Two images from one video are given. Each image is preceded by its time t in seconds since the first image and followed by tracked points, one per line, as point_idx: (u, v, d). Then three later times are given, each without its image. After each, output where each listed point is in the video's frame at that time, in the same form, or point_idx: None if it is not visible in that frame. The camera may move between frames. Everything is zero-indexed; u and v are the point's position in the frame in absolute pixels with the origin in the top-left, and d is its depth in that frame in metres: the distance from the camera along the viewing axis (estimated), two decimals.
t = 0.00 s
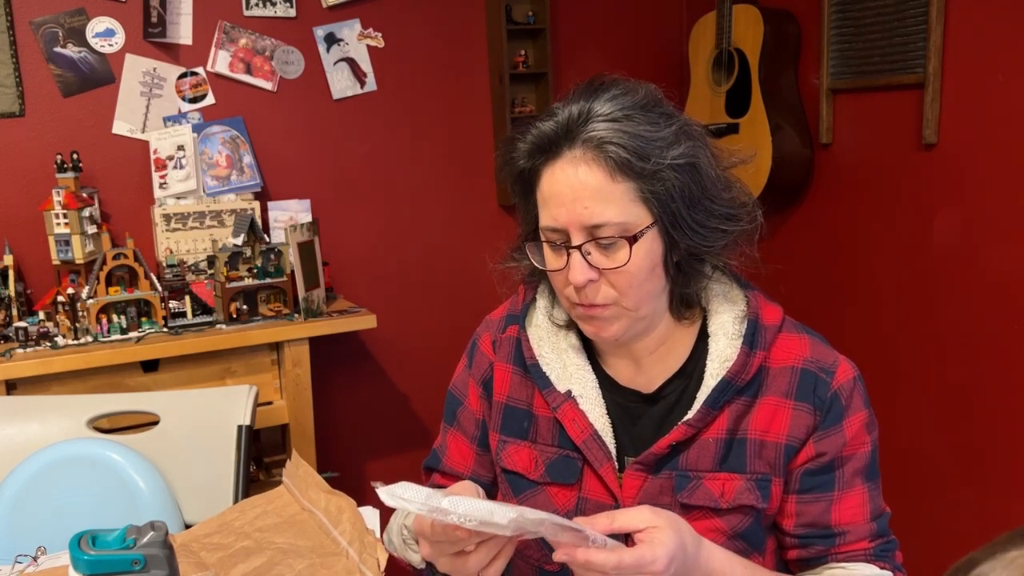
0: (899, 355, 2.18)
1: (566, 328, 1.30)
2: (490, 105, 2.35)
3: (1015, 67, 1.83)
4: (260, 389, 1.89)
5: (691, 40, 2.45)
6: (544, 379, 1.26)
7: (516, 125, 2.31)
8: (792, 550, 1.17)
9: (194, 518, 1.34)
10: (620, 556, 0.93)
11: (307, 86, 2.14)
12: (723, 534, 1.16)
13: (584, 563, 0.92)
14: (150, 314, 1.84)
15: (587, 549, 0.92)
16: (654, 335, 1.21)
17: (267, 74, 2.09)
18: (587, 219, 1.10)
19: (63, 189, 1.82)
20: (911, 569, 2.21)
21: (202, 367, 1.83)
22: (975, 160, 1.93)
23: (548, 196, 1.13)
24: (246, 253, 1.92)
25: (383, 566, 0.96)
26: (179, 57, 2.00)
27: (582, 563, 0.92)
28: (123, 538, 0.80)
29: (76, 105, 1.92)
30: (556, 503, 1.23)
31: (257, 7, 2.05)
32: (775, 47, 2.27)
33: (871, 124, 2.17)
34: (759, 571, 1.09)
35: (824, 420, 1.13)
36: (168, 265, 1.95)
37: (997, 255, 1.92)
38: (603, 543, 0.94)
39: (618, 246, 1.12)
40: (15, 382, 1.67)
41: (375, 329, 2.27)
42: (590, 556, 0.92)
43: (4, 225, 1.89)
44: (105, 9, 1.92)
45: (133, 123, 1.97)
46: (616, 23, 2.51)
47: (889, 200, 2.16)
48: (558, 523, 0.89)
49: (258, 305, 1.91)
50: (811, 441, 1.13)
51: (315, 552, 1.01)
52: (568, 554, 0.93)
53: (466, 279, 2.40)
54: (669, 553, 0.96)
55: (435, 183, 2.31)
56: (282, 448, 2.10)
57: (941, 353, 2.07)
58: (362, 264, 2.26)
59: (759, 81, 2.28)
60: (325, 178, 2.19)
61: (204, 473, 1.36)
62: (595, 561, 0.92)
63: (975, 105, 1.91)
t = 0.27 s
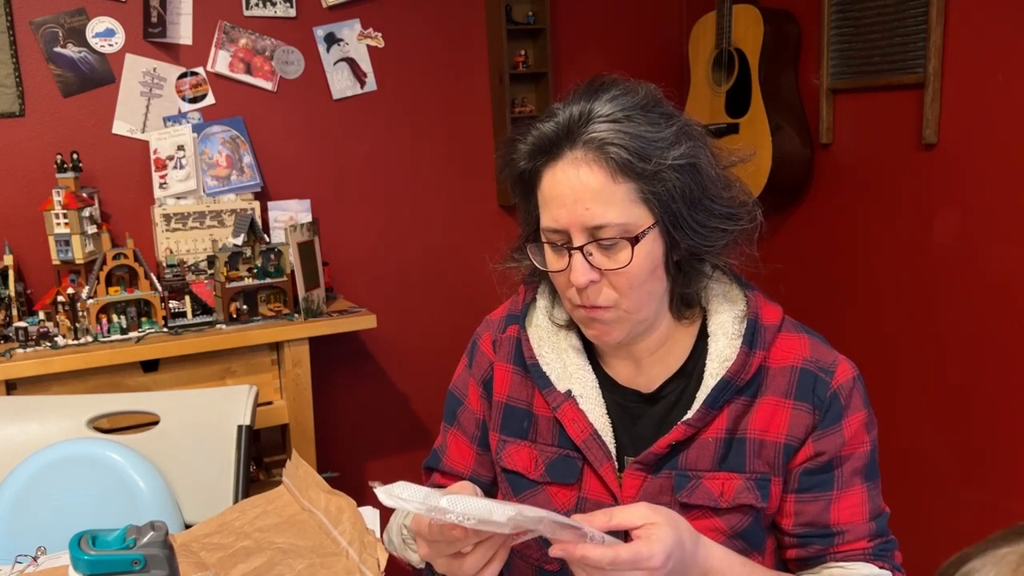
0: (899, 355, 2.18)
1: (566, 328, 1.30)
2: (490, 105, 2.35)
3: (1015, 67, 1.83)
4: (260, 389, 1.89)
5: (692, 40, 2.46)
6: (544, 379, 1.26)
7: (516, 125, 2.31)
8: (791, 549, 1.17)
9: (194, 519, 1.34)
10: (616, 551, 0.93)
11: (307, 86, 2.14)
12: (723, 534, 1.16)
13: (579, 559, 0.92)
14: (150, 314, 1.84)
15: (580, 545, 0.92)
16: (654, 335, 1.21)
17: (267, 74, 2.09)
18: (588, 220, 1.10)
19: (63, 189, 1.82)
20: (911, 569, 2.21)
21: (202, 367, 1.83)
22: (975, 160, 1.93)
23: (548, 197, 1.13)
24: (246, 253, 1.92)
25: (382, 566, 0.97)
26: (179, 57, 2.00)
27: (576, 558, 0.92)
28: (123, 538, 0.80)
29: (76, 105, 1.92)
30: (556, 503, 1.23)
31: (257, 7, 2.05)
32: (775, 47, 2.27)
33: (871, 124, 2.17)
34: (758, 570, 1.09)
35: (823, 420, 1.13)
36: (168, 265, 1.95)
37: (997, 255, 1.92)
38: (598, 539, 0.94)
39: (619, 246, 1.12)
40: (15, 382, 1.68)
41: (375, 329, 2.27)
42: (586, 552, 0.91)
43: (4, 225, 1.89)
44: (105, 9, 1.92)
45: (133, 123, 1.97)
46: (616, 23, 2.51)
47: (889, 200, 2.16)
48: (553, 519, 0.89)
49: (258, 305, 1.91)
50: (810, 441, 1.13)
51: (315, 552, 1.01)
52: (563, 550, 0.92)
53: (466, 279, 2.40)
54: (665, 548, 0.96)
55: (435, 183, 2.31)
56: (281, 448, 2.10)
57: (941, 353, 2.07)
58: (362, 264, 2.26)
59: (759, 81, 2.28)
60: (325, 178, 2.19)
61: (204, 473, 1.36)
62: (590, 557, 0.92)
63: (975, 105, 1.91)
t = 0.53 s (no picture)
0: (899, 355, 2.18)
1: (566, 328, 1.30)
2: (490, 104, 2.35)
3: (1015, 67, 1.83)
4: (260, 389, 1.89)
5: (692, 40, 2.46)
6: (544, 379, 1.26)
7: (516, 125, 2.31)
8: (791, 550, 1.17)
9: (194, 518, 1.34)
10: (613, 552, 0.93)
11: (307, 86, 2.14)
12: (723, 534, 1.16)
13: (578, 560, 0.93)
14: (150, 315, 1.84)
15: (577, 546, 0.92)
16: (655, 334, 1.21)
17: (267, 74, 2.09)
18: (593, 221, 1.10)
19: (63, 189, 1.82)
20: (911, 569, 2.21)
21: (202, 367, 1.83)
22: (975, 160, 1.93)
23: (552, 197, 1.13)
24: (246, 253, 1.92)
25: (382, 566, 0.96)
26: (179, 57, 2.00)
27: (574, 559, 0.92)
28: (123, 538, 0.80)
29: (76, 105, 1.92)
30: (556, 503, 1.23)
31: (257, 7, 2.05)
32: (775, 47, 2.27)
33: (871, 124, 2.17)
34: (758, 571, 1.09)
35: (823, 420, 1.13)
36: (168, 265, 1.95)
37: (998, 255, 1.91)
38: (598, 541, 0.94)
39: (623, 247, 1.12)
40: (15, 382, 1.67)
41: (375, 329, 2.27)
42: (582, 553, 0.92)
43: (4, 225, 1.89)
44: (105, 9, 1.92)
45: (132, 123, 1.97)
46: (616, 23, 2.51)
47: (889, 200, 2.16)
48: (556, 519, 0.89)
49: (258, 305, 1.91)
50: (810, 441, 1.13)
51: (315, 552, 1.01)
52: (561, 551, 0.93)
53: (466, 279, 2.40)
54: (664, 550, 0.96)
55: (435, 183, 2.31)
56: (282, 448, 2.10)
57: (941, 353, 2.07)
58: (362, 264, 2.26)
59: (759, 81, 2.28)
60: (325, 178, 2.19)
61: (204, 473, 1.36)
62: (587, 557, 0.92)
63: (975, 105, 1.91)
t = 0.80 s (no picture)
0: (899, 355, 2.18)
1: (567, 328, 1.30)
2: (490, 104, 2.35)
3: (1015, 67, 1.83)
4: (260, 389, 1.89)
5: (692, 39, 2.46)
6: (545, 379, 1.26)
7: (516, 125, 2.31)
8: (791, 551, 1.17)
9: (194, 518, 1.34)
10: (612, 551, 0.93)
11: (307, 86, 2.14)
12: (723, 536, 1.16)
13: (577, 558, 0.93)
14: (150, 314, 1.84)
15: (578, 545, 0.93)
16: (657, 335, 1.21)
17: (267, 74, 2.09)
18: (601, 219, 1.10)
19: (63, 189, 1.82)
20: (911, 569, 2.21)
21: (202, 367, 1.83)
22: (976, 160, 1.93)
23: (560, 194, 1.13)
24: (246, 253, 1.92)
25: (382, 566, 0.96)
26: (179, 57, 2.00)
27: (573, 558, 0.93)
28: (123, 538, 0.80)
29: (76, 105, 1.92)
30: (557, 504, 1.23)
31: (257, 7, 2.05)
32: (776, 47, 2.27)
33: (872, 124, 2.17)
34: (758, 572, 1.09)
35: (824, 422, 1.13)
36: (168, 265, 1.95)
37: (998, 255, 1.91)
38: (599, 540, 0.94)
39: (630, 247, 1.12)
40: (15, 382, 1.68)
41: (375, 329, 2.27)
42: (582, 551, 0.92)
43: (4, 225, 1.89)
44: (105, 9, 1.92)
45: (132, 123, 1.97)
46: (616, 23, 2.51)
47: (889, 200, 2.16)
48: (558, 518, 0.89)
49: (258, 305, 1.91)
50: (810, 443, 1.13)
51: (315, 552, 1.01)
52: (560, 550, 0.93)
53: (466, 279, 2.40)
54: (664, 550, 0.96)
55: (435, 183, 2.31)
56: (281, 448, 2.10)
57: (941, 354, 2.07)
58: (362, 264, 2.26)
59: (760, 81, 2.28)
60: (325, 178, 2.19)
61: (204, 473, 1.36)
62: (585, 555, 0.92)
63: (975, 105, 1.91)
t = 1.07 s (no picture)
0: (899, 355, 2.18)
1: (567, 329, 1.30)
2: (490, 104, 2.35)
3: (1015, 66, 1.83)
4: (260, 389, 1.89)
5: (692, 39, 2.46)
6: (545, 380, 1.26)
7: (516, 125, 2.31)
8: (791, 552, 1.17)
9: (194, 518, 1.34)
10: (612, 556, 0.93)
11: (307, 86, 2.14)
12: (724, 537, 1.16)
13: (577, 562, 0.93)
14: (150, 314, 1.84)
15: (578, 550, 0.93)
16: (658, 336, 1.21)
17: (267, 74, 2.09)
18: (601, 218, 1.10)
19: (63, 189, 1.82)
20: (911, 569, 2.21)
21: (202, 367, 1.83)
22: (976, 160, 1.93)
23: (560, 192, 1.13)
24: (246, 253, 1.92)
25: (383, 566, 0.96)
26: (179, 57, 2.00)
27: (574, 563, 0.93)
28: (123, 538, 0.80)
29: (76, 105, 1.92)
30: (557, 505, 1.23)
31: (257, 7, 2.05)
32: (776, 47, 2.27)
33: (871, 124, 2.17)
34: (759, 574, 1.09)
35: (825, 423, 1.13)
36: (168, 265, 1.95)
37: (998, 255, 1.91)
38: (599, 545, 0.94)
39: (630, 246, 1.12)
40: (15, 382, 1.68)
41: (375, 329, 2.27)
42: (582, 556, 0.93)
43: (4, 225, 1.89)
44: (105, 9, 1.92)
45: (132, 123, 1.97)
46: (616, 23, 2.51)
47: (889, 200, 2.16)
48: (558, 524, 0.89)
49: (258, 305, 1.91)
50: (811, 444, 1.13)
51: (315, 552, 1.01)
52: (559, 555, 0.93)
53: (466, 279, 2.40)
54: (663, 552, 0.96)
55: (435, 183, 2.31)
56: (282, 448, 2.10)
57: (941, 354, 2.07)
58: (362, 264, 2.26)
59: (760, 81, 2.28)
60: (325, 178, 2.19)
61: (204, 473, 1.36)
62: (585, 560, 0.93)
63: (975, 105, 1.91)
